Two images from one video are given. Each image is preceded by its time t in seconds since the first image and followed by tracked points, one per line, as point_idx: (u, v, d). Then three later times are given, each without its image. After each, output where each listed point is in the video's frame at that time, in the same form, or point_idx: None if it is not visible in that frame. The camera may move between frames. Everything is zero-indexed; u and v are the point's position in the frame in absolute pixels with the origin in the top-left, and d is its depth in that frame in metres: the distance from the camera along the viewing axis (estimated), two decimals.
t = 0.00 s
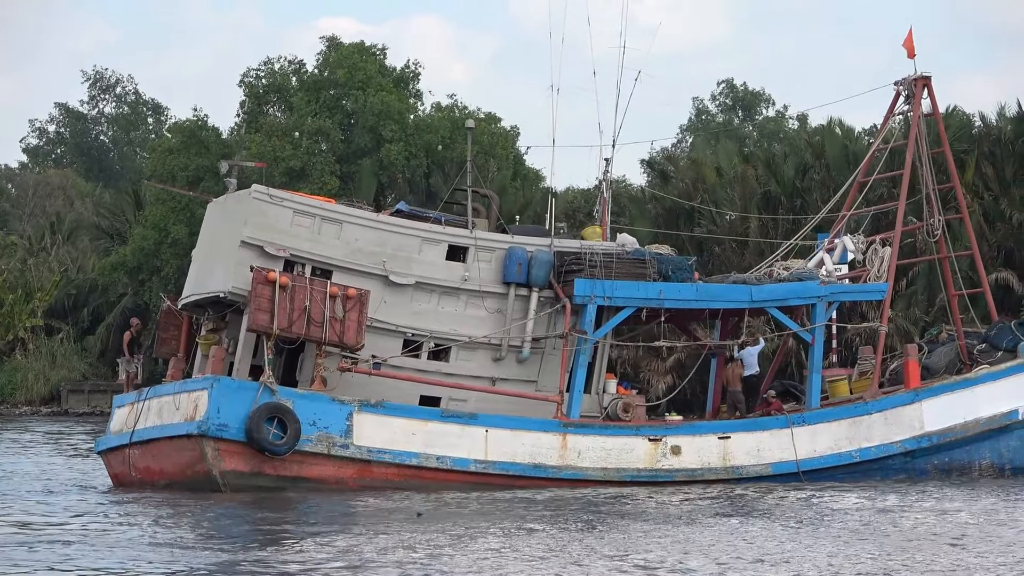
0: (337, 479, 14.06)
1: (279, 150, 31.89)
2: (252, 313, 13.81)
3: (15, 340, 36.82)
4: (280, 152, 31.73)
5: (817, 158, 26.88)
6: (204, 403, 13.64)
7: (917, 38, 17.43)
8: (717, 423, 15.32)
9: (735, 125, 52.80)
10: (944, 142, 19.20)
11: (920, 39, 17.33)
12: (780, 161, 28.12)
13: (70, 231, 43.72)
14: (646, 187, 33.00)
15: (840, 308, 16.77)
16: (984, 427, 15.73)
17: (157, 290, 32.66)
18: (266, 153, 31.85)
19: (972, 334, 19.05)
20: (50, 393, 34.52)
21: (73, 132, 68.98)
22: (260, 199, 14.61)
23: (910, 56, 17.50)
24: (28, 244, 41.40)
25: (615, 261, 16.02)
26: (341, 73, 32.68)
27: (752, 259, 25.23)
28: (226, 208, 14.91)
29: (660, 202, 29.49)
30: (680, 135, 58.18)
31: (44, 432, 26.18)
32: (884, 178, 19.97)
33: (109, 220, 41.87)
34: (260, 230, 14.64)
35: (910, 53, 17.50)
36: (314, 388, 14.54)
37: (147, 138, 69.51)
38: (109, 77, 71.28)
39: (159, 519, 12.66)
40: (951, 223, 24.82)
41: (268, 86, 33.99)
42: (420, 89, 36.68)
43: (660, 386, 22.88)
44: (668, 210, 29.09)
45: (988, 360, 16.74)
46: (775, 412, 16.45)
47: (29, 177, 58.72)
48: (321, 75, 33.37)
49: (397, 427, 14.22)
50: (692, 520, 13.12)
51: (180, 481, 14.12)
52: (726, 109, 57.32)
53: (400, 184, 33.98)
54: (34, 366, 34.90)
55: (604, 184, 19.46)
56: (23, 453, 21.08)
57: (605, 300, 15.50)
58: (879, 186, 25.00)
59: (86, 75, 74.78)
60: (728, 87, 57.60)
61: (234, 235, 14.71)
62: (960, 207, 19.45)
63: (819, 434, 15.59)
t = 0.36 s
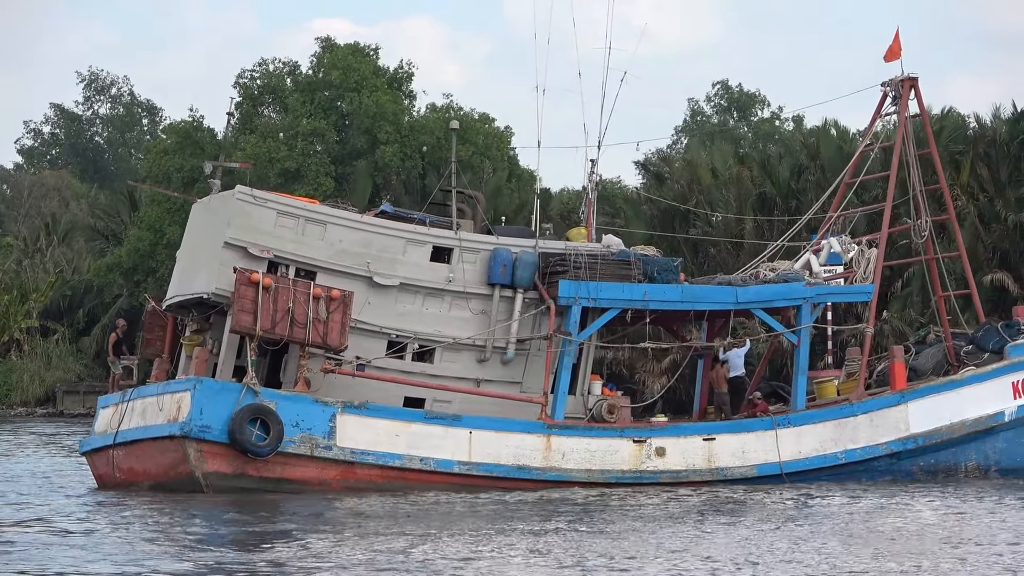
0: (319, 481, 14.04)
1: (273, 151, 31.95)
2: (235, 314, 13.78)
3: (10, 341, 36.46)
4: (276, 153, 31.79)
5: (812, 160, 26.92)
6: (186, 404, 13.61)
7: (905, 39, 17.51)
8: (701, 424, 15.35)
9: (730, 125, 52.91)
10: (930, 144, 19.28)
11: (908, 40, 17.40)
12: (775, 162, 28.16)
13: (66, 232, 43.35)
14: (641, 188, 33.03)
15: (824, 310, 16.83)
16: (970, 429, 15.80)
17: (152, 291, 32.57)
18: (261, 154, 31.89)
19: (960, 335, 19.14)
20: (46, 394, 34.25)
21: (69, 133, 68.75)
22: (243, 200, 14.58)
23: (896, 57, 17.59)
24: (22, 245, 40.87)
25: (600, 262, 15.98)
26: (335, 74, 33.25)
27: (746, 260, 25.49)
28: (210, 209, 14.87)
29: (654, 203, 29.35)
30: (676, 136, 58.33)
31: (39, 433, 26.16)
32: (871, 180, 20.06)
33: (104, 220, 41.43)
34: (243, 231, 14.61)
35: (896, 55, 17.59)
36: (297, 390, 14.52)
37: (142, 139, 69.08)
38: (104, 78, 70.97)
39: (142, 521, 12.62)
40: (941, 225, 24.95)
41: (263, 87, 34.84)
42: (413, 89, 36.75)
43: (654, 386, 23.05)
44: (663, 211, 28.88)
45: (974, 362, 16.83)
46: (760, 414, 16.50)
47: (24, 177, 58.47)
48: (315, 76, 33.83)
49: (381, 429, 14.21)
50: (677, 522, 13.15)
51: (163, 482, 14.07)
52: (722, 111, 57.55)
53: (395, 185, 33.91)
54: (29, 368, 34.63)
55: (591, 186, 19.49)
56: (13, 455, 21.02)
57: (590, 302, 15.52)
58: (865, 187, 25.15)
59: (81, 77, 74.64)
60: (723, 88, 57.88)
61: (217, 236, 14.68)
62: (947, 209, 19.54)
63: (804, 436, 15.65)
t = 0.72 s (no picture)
0: (307, 483, 14.02)
1: (273, 153, 32.02)
2: (223, 316, 13.77)
3: (10, 342, 36.17)
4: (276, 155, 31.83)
5: (812, 161, 27.31)
6: (174, 406, 13.59)
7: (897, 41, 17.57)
8: (690, 426, 15.39)
9: (730, 126, 52.95)
10: (922, 145, 19.34)
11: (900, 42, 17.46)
12: (775, 164, 28.48)
13: (65, 234, 42.94)
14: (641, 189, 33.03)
15: (813, 311, 16.89)
16: (960, 431, 15.84)
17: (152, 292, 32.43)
18: (261, 155, 31.93)
19: (952, 337, 19.23)
20: (46, 396, 33.76)
21: (68, 134, 68.49)
22: (231, 201, 14.57)
23: (888, 58, 17.66)
24: (23, 247, 40.60)
25: (589, 263, 16.00)
26: (335, 76, 33.27)
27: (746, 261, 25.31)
28: (198, 210, 14.86)
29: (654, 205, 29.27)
30: (675, 137, 58.50)
31: (39, 436, 26.00)
32: (862, 181, 20.12)
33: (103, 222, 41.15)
34: (231, 232, 14.59)
35: (888, 56, 17.66)
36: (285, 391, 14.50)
37: (141, 140, 68.62)
38: (103, 79, 70.61)
39: (130, 522, 12.60)
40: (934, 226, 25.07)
41: (262, 88, 35.08)
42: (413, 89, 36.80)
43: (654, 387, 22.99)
44: (662, 214, 28.72)
45: (966, 363, 16.92)
46: (750, 415, 16.54)
47: (24, 179, 58.18)
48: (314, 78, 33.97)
49: (369, 431, 14.20)
50: (668, 523, 13.18)
51: (152, 484, 14.04)
52: (722, 112, 57.65)
53: (395, 187, 33.68)
54: (29, 369, 34.19)
55: (582, 188, 19.53)
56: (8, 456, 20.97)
57: (579, 303, 15.55)
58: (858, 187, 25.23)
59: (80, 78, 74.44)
60: (722, 90, 58.05)
61: (205, 238, 14.66)
62: (938, 210, 19.61)
63: (794, 438, 15.70)
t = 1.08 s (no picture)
0: (302, 485, 14.01)
1: (279, 154, 33.56)
2: (216, 318, 13.77)
3: (16, 345, 35.72)
4: (282, 156, 33.39)
5: (817, 159, 27.15)
6: (168, 408, 13.58)
7: (893, 38, 17.59)
8: (686, 426, 15.40)
9: (736, 125, 53.03)
10: (920, 143, 19.34)
11: (896, 39, 17.47)
12: (780, 162, 28.17)
13: (71, 237, 42.93)
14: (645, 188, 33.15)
15: (809, 310, 16.90)
16: (957, 429, 15.87)
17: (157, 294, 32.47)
18: (267, 156, 33.46)
19: (951, 335, 19.24)
20: (52, 398, 33.71)
21: (73, 138, 68.51)
22: (225, 203, 14.56)
23: (885, 56, 17.66)
24: (28, 249, 39.93)
25: (584, 263, 16.00)
26: (339, 77, 35.09)
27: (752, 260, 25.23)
28: (191, 213, 14.84)
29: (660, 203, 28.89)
30: (681, 136, 58.55)
31: (46, 439, 25.98)
32: (859, 178, 20.13)
33: (110, 224, 41.19)
34: (225, 234, 14.58)
35: (885, 53, 17.67)
36: (280, 393, 14.49)
37: (146, 143, 68.44)
38: (109, 81, 70.50)
39: (125, 525, 12.59)
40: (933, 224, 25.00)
41: (267, 90, 36.68)
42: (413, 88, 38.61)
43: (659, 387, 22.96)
44: (667, 212, 28.60)
45: (964, 361, 16.94)
46: (746, 415, 16.56)
47: (29, 182, 58.17)
48: (317, 80, 35.75)
49: (363, 432, 14.19)
50: (664, 523, 13.19)
51: (147, 487, 14.03)
52: (726, 111, 57.80)
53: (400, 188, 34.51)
54: (35, 372, 34.02)
55: (577, 187, 19.52)
56: (11, 458, 20.99)
57: (574, 304, 15.55)
58: (859, 185, 25.18)
59: (84, 80, 74.47)
60: (727, 89, 58.02)
61: (199, 240, 14.65)
62: (936, 207, 19.61)
63: (790, 437, 15.72)
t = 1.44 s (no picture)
0: (301, 485, 13.99)
1: (289, 154, 34.33)
2: (215, 319, 13.74)
3: (27, 347, 35.65)
4: (291, 157, 34.10)
5: (826, 157, 26.52)
6: (167, 410, 13.56)
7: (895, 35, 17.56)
8: (687, 425, 15.37)
9: (746, 124, 53.08)
10: (921, 140, 19.30)
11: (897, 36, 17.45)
12: (791, 159, 27.79)
13: (82, 237, 42.86)
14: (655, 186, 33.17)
15: (810, 309, 16.87)
16: (959, 427, 15.85)
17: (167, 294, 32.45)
18: (278, 156, 34.30)
19: (955, 332, 19.21)
20: (63, 399, 33.36)
21: (84, 138, 68.46)
22: (224, 204, 14.53)
23: (887, 53, 17.63)
24: (39, 250, 39.84)
25: (584, 263, 15.98)
26: (349, 77, 35.13)
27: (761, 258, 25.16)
28: (189, 213, 14.81)
29: (671, 202, 29.15)
30: (690, 134, 58.63)
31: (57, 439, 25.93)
32: (861, 176, 20.09)
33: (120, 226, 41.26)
34: (223, 235, 14.55)
35: (886, 51, 17.64)
36: (279, 394, 14.47)
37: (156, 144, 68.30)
38: (119, 82, 70.45)
39: (124, 526, 12.57)
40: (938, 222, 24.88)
41: (276, 90, 37.93)
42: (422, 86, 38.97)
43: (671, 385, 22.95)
44: (678, 211, 28.71)
45: (966, 359, 16.92)
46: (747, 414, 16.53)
47: (40, 183, 58.15)
48: (328, 79, 35.80)
49: (363, 433, 14.17)
50: (666, 522, 13.17)
51: (147, 488, 14.01)
52: (736, 109, 57.77)
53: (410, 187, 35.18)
54: (46, 373, 33.71)
55: (577, 185, 19.48)
56: (18, 459, 21.00)
57: (574, 303, 15.52)
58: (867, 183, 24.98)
59: (93, 82, 74.51)
60: (737, 87, 58.04)
61: (198, 241, 14.63)
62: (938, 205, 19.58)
63: (791, 436, 15.69)
